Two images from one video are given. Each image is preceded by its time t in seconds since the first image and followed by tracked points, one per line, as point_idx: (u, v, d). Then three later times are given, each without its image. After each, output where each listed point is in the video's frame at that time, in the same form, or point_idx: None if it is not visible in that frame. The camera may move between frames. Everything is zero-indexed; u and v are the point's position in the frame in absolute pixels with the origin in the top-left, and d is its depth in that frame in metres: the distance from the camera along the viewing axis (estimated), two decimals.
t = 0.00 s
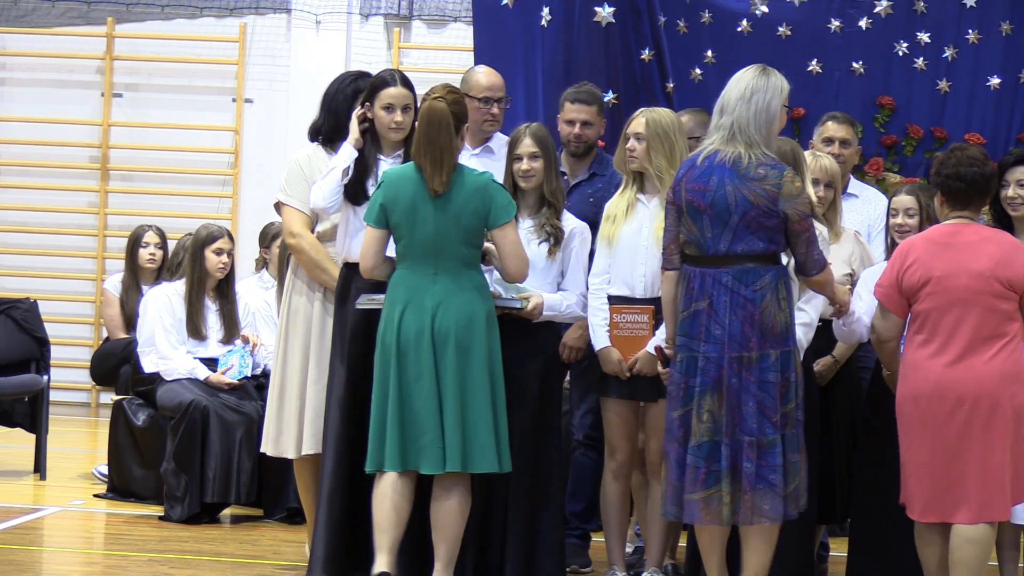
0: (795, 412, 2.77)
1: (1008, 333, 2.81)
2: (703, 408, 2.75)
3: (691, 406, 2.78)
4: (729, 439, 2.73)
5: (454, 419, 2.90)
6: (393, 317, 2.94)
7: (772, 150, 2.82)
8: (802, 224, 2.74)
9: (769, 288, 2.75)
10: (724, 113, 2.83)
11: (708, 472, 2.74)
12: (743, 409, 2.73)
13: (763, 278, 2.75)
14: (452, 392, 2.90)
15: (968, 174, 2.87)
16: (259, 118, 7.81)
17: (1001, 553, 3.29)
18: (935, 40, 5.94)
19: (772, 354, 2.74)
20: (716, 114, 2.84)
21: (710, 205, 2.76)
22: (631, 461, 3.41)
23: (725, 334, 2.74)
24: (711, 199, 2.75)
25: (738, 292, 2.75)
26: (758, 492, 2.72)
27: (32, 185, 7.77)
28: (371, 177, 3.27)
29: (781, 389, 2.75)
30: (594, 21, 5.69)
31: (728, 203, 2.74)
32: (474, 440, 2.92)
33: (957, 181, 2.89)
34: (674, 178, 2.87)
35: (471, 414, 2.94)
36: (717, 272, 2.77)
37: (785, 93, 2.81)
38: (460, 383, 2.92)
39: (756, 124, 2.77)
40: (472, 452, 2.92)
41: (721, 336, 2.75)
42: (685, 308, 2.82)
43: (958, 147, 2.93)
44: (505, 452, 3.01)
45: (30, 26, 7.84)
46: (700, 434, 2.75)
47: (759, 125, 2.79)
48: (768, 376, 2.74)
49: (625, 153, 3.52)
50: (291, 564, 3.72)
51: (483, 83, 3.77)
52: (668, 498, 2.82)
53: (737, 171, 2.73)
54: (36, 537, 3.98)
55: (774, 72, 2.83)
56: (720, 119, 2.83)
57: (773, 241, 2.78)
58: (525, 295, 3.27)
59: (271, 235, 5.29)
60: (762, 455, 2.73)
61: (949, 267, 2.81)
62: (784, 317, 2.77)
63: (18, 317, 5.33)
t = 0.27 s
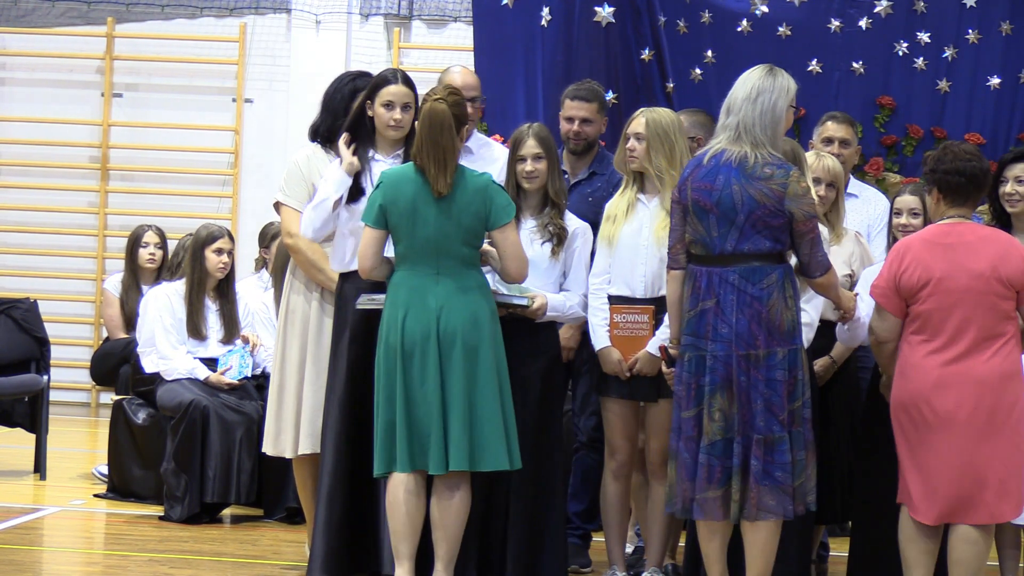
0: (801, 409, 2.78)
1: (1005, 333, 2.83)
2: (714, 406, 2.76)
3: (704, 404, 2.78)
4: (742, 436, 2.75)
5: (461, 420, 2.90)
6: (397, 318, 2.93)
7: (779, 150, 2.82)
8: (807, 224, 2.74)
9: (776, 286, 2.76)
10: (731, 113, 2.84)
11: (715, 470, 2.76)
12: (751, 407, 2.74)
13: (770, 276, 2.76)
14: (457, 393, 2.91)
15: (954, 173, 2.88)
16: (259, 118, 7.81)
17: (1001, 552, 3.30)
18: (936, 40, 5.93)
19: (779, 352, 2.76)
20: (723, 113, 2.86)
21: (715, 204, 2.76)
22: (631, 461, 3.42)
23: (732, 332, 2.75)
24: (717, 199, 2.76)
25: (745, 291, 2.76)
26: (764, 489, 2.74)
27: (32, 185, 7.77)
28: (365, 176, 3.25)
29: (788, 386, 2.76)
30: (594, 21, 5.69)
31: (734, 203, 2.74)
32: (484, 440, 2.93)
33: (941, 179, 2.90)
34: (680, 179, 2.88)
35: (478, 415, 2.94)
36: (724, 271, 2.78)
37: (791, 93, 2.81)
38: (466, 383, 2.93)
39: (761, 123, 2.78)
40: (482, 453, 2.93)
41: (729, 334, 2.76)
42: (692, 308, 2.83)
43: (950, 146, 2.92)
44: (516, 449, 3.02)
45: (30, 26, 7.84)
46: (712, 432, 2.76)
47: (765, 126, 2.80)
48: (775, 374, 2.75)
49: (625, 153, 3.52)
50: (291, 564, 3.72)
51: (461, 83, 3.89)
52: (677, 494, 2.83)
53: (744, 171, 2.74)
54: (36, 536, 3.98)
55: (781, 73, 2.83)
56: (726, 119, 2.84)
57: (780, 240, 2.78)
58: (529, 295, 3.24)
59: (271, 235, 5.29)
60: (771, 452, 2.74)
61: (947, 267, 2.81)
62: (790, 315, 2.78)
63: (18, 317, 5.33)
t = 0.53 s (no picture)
0: (805, 410, 2.78)
1: (1002, 334, 2.84)
2: (718, 408, 2.76)
3: (708, 405, 2.79)
4: (745, 438, 2.75)
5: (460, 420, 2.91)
6: (396, 316, 2.93)
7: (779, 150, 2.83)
8: (810, 224, 2.74)
9: (780, 288, 2.76)
10: (729, 118, 2.84)
11: (717, 470, 2.76)
12: (756, 408, 2.75)
13: (774, 277, 2.76)
14: (457, 392, 2.91)
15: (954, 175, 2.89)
16: (259, 117, 7.81)
17: (1000, 552, 3.30)
18: (936, 40, 5.93)
19: (784, 353, 2.76)
20: (721, 118, 2.87)
21: (718, 206, 2.77)
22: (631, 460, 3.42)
23: (737, 334, 2.75)
24: (721, 200, 2.76)
25: (750, 292, 2.76)
26: (770, 491, 2.74)
27: (32, 185, 7.77)
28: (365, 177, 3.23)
29: (793, 387, 2.76)
30: (594, 21, 5.69)
31: (738, 203, 2.74)
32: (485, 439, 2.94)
33: (943, 178, 2.91)
34: (681, 180, 2.89)
35: (478, 415, 2.95)
36: (729, 272, 2.78)
37: (788, 93, 2.82)
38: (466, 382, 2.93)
39: (761, 126, 2.79)
40: (483, 452, 2.94)
41: (734, 336, 2.76)
42: (696, 309, 2.83)
43: (954, 144, 2.93)
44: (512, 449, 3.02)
45: (30, 26, 7.84)
46: (717, 434, 2.76)
47: (764, 127, 2.80)
48: (780, 374, 2.75)
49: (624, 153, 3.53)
50: (291, 564, 3.72)
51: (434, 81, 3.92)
52: (686, 496, 2.84)
53: (746, 171, 2.74)
54: (36, 536, 3.98)
55: (775, 72, 2.84)
56: (725, 123, 2.85)
57: (783, 241, 2.78)
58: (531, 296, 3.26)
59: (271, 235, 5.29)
60: (776, 453, 2.74)
61: (949, 267, 2.81)
62: (795, 316, 2.79)
63: (18, 317, 5.33)
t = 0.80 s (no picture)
0: (811, 410, 2.79)
1: (1008, 336, 2.87)
2: (722, 409, 2.77)
3: (710, 406, 2.80)
4: (748, 439, 2.75)
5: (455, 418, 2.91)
6: (396, 313, 2.94)
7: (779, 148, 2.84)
8: (814, 221, 2.76)
9: (786, 289, 2.78)
10: (728, 121, 2.85)
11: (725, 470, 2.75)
12: (763, 410, 2.75)
13: (779, 278, 2.77)
14: (451, 391, 2.91)
15: (958, 174, 2.90)
16: (259, 117, 7.81)
17: (1000, 552, 3.30)
18: (936, 40, 5.93)
19: (790, 353, 2.77)
20: (719, 121, 2.87)
21: (722, 208, 2.77)
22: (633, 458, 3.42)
23: (743, 335, 2.76)
24: (724, 202, 2.77)
25: (756, 293, 2.77)
26: (775, 492, 2.75)
27: (32, 185, 7.77)
28: (366, 179, 3.22)
29: (799, 387, 2.77)
30: (594, 21, 5.69)
31: (741, 205, 2.75)
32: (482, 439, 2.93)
33: (951, 176, 2.91)
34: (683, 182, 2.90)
35: (471, 412, 2.95)
36: (735, 272, 2.79)
37: (784, 91, 2.83)
38: (462, 381, 2.93)
39: (763, 127, 2.80)
40: (473, 453, 2.93)
41: (740, 337, 2.77)
42: (701, 310, 2.84)
43: (961, 143, 2.94)
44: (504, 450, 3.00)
45: (30, 26, 7.84)
46: (720, 436, 2.77)
47: (764, 128, 2.82)
48: (787, 375, 2.76)
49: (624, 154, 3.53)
50: (291, 564, 3.72)
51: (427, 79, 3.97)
52: (689, 499, 2.84)
53: (748, 173, 2.76)
54: (36, 536, 3.98)
55: (768, 71, 2.85)
56: (724, 126, 2.86)
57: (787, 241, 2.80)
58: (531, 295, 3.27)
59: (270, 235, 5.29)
60: (783, 453, 2.75)
61: (962, 266, 2.82)
62: (801, 317, 2.79)
63: (18, 317, 5.33)
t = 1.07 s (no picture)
0: (822, 411, 2.85)
1: (1007, 338, 2.88)
2: (735, 408, 2.81)
3: (720, 405, 2.83)
4: (760, 437, 2.79)
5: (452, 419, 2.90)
6: (394, 312, 2.94)
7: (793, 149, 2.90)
8: (832, 216, 2.85)
9: (801, 289, 2.82)
10: (743, 124, 2.89)
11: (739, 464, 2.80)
12: (775, 409, 2.80)
13: (795, 278, 2.82)
14: (446, 390, 2.91)
15: (945, 173, 2.91)
16: (259, 117, 7.81)
17: (1000, 552, 3.30)
18: (935, 40, 5.93)
19: (804, 353, 2.82)
20: (734, 123, 2.91)
21: (743, 207, 2.81)
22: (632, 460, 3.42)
23: (760, 334, 2.81)
24: (745, 200, 2.81)
25: (772, 293, 2.81)
26: (781, 491, 2.80)
27: (32, 185, 7.77)
28: (366, 181, 3.23)
29: (810, 388, 2.82)
30: (594, 21, 5.69)
31: (764, 204, 2.79)
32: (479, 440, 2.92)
33: (945, 178, 2.91)
34: (697, 182, 2.92)
35: (466, 411, 2.94)
36: (751, 273, 2.84)
37: (798, 93, 2.88)
38: (459, 382, 2.93)
39: (779, 129, 2.85)
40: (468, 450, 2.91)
41: (757, 335, 2.81)
42: (715, 310, 2.87)
43: (958, 145, 2.93)
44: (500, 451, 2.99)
45: (30, 26, 7.84)
46: (732, 434, 2.81)
47: (780, 130, 2.86)
48: (801, 374, 2.81)
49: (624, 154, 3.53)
50: (292, 564, 3.71)
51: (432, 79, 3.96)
52: (690, 496, 2.88)
53: (769, 173, 2.80)
54: (36, 536, 3.98)
55: (782, 74, 2.89)
56: (740, 128, 2.89)
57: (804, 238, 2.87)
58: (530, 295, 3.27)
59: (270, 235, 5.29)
60: (791, 453, 2.81)
61: (964, 268, 2.82)
62: (816, 317, 2.85)
63: (18, 317, 5.33)
